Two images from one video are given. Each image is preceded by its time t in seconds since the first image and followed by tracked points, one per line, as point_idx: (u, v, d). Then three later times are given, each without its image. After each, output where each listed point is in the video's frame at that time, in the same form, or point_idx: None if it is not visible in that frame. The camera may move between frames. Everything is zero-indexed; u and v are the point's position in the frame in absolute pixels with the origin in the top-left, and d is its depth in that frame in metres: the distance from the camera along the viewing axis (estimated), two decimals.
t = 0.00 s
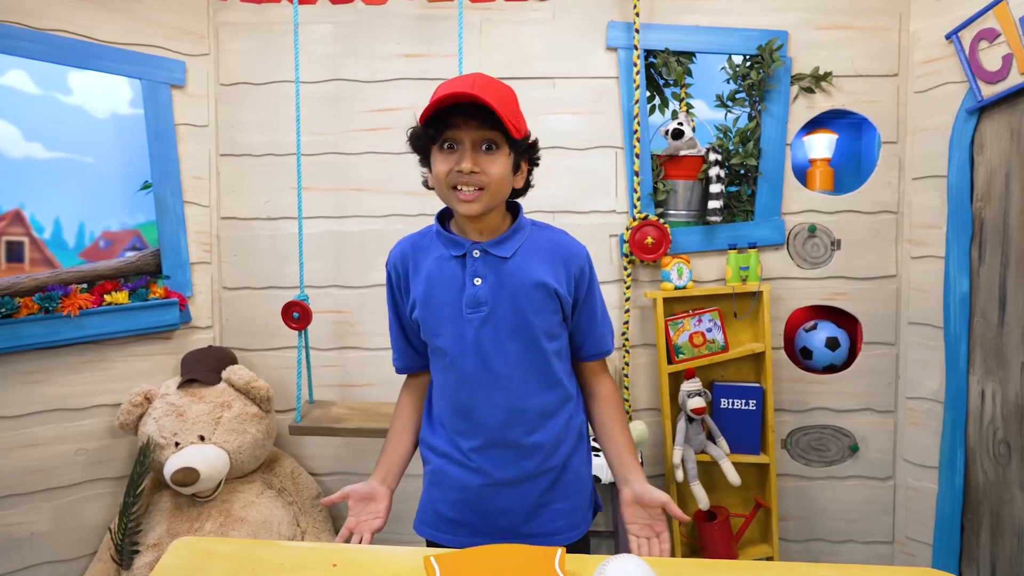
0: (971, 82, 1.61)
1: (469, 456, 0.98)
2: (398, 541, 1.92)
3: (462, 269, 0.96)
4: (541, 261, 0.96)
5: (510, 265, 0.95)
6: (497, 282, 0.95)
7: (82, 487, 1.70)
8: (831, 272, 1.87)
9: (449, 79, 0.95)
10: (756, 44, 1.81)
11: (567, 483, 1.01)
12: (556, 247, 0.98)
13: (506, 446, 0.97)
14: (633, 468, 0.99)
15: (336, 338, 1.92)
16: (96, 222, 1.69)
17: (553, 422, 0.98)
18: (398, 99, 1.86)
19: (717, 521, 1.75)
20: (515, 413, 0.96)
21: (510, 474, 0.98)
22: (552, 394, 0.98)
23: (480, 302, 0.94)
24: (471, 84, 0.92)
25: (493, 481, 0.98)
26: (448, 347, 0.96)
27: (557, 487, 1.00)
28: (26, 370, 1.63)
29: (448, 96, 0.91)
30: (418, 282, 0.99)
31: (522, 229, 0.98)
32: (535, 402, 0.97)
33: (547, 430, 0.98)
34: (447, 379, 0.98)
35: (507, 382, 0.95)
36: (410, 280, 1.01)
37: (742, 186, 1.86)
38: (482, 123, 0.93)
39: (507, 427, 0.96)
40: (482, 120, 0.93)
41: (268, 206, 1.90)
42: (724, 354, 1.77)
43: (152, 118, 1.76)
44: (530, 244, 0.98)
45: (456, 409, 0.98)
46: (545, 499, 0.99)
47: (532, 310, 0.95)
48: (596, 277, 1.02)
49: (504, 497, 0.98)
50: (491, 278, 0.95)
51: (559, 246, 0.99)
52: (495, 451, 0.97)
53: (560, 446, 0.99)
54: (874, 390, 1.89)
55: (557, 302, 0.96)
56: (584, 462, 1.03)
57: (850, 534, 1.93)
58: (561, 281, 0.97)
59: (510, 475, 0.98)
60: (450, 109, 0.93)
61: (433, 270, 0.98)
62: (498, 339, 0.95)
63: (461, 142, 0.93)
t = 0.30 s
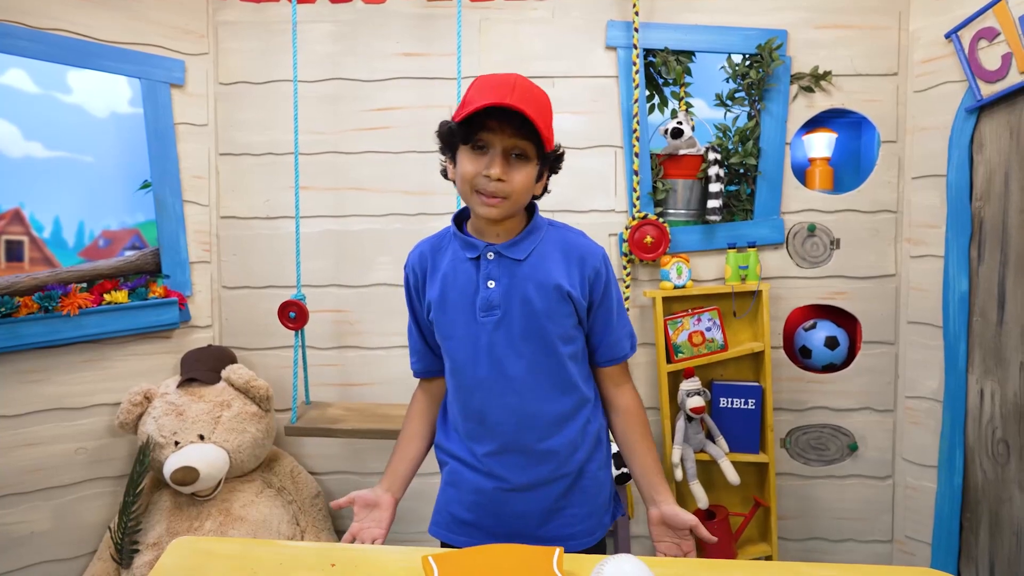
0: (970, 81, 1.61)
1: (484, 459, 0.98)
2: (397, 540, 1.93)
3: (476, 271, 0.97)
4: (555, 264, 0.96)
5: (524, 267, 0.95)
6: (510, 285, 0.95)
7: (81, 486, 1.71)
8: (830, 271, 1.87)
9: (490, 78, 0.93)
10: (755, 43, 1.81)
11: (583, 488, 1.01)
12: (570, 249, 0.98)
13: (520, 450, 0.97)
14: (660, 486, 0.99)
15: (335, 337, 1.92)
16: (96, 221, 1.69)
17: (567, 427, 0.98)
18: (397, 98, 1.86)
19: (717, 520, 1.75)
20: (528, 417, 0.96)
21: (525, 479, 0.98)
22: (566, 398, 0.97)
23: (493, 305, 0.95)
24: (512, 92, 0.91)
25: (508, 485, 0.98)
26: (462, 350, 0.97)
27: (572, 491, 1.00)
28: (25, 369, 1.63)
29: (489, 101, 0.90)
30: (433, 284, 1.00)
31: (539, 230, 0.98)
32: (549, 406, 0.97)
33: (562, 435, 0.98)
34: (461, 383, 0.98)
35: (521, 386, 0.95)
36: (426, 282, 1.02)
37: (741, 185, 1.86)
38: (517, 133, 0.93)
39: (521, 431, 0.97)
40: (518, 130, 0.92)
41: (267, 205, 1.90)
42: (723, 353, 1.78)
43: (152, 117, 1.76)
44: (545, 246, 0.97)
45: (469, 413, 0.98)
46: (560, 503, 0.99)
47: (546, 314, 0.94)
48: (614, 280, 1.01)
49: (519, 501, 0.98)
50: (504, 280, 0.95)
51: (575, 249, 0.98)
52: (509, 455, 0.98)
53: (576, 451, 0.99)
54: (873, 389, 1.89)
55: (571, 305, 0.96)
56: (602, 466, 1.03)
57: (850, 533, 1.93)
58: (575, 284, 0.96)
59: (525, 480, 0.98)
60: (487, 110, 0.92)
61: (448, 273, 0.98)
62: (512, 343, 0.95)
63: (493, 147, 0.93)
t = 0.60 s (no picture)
0: (970, 80, 1.60)
1: (494, 459, 0.98)
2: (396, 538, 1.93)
3: (492, 269, 0.97)
4: (573, 265, 0.96)
5: (541, 267, 0.95)
6: (527, 284, 0.95)
7: (82, 485, 1.71)
8: (830, 270, 1.87)
9: (509, 73, 0.94)
10: (755, 42, 1.81)
11: (593, 490, 1.01)
12: (587, 249, 0.98)
13: (533, 451, 0.97)
14: (662, 492, 0.99)
15: (335, 336, 1.92)
16: (96, 219, 1.69)
17: (580, 428, 0.98)
18: (397, 96, 1.86)
19: (716, 519, 1.75)
20: (542, 418, 0.96)
21: (536, 480, 0.98)
22: (581, 400, 0.97)
23: (509, 304, 0.95)
24: (533, 84, 0.92)
25: (518, 485, 0.98)
26: (477, 348, 0.97)
27: (582, 493, 1.00)
28: (25, 367, 1.63)
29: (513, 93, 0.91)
30: (449, 281, 0.99)
31: (557, 229, 0.98)
32: (564, 407, 0.97)
33: (575, 435, 0.98)
34: (475, 382, 0.98)
35: (536, 386, 0.95)
36: (440, 279, 1.02)
37: (741, 183, 1.86)
38: (539, 125, 0.93)
39: (535, 431, 0.96)
40: (540, 122, 0.93)
41: (267, 204, 1.90)
42: (723, 351, 1.78)
43: (151, 116, 1.76)
44: (563, 246, 0.97)
45: (482, 412, 0.98)
46: (570, 505, 0.99)
47: (562, 314, 0.94)
48: (630, 282, 1.01)
49: (529, 502, 0.98)
50: (521, 279, 0.95)
51: (592, 250, 0.98)
52: (521, 455, 0.97)
53: (588, 452, 0.99)
54: (872, 387, 1.90)
55: (587, 306, 0.96)
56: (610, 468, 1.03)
57: (849, 531, 1.93)
58: (591, 285, 0.96)
59: (536, 480, 0.98)
60: (508, 105, 0.92)
61: (464, 271, 0.98)
62: (527, 342, 0.95)
63: (516, 141, 0.93)
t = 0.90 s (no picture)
0: (970, 78, 1.60)
1: (495, 458, 0.98)
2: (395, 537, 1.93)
3: (498, 265, 0.97)
4: (578, 264, 0.96)
5: (546, 265, 0.96)
6: (532, 281, 0.95)
7: (81, 483, 1.71)
8: (829, 268, 1.87)
9: (514, 70, 0.93)
10: (754, 40, 1.81)
11: (594, 490, 1.01)
12: (593, 248, 0.98)
13: (534, 450, 0.97)
14: (656, 503, 0.99)
15: (334, 334, 1.92)
16: (95, 218, 1.68)
17: (582, 429, 0.98)
18: (396, 94, 1.86)
19: (715, 517, 1.75)
20: (544, 417, 0.96)
21: (537, 480, 0.98)
22: (584, 399, 0.97)
23: (514, 301, 0.95)
24: (538, 80, 0.92)
25: (519, 485, 0.97)
26: (481, 343, 0.96)
27: (582, 493, 1.00)
28: (25, 366, 1.63)
29: (519, 90, 0.91)
30: (453, 277, 0.99)
31: (563, 228, 0.98)
32: (566, 406, 0.96)
33: (577, 436, 0.98)
34: (478, 380, 0.97)
35: (539, 385, 0.95)
36: (445, 274, 1.02)
37: (741, 182, 1.86)
38: (545, 122, 0.93)
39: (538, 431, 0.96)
40: (545, 119, 0.93)
41: (266, 202, 1.90)
42: (722, 350, 1.78)
43: (150, 114, 1.76)
44: (568, 245, 0.97)
45: (484, 411, 0.98)
46: (570, 505, 0.99)
47: (567, 314, 0.94)
48: (635, 282, 1.01)
49: (529, 501, 0.98)
50: (527, 276, 0.95)
51: (597, 248, 0.98)
52: (522, 454, 0.97)
53: (590, 452, 0.99)
54: (872, 386, 1.89)
55: (592, 306, 0.96)
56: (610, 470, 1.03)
57: (848, 530, 1.93)
58: (596, 283, 0.96)
59: (537, 480, 0.98)
60: (516, 102, 0.92)
61: (469, 266, 0.98)
62: (531, 340, 0.95)
63: (523, 137, 0.93)
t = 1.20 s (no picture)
0: (970, 77, 1.60)
1: (491, 459, 0.97)
2: (394, 536, 1.93)
3: (502, 260, 0.97)
4: (581, 261, 0.96)
5: (548, 262, 0.95)
6: (535, 277, 0.95)
7: (80, 483, 1.71)
8: (829, 268, 1.87)
9: (515, 75, 0.93)
10: (753, 39, 1.81)
11: (590, 491, 1.01)
12: (596, 246, 0.98)
13: (533, 450, 0.97)
14: (658, 504, 0.99)
15: (333, 334, 1.92)
16: (94, 217, 1.68)
17: (581, 429, 0.98)
18: (395, 93, 1.86)
19: (715, 517, 1.75)
20: (544, 416, 0.96)
21: (535, 480, 0.97)
22: (584, 398, 0.97)
23: (516, 295, 0.94)
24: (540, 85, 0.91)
25: (517, 485, 0.97)
26: (482, 339, 0.96)
27: (578, 494, 1.00)
28: (24, 366, 1.63)
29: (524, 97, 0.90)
30: (455, 272, 0.99)
31: (566, 225, 0.98)
32: (566, 404, 0.96)
33: (575, 436, 0.97)
34: (479, 377, 0.97)
35: (540, 382, 0.95)
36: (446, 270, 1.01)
37: (740, 181, 1.85)
38: (548, 126, 0.93)
39: (536, 431, 0.96)
40: (549, 123, 0.93)
41: (265, 201, 1.90)
42: (721, 349, 1.78)
43: (149, 114, 1.76)
44: (571, 243, 0.97)
45: (484, 409, 0.97)
46: (566, 507, 1.00)
47: (570, 311, 0.94)
48: (637, 282, 1.01)
49: (525, 502, 0.98)
50: (530, 271, 0.95)
51: (600, 247, 0.98)
52: (520, 453, 0.97)
53: (588, 453, 0.99)
54: (872, 385, 1.89)
55: (595, 304, 0.96)
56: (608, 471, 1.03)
57: (848, 529, 1.93)
58: (599, 281, 0.96)
59: (535, 480, 0.97)
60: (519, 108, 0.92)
61: (471, 261, 0.98)
62: (532, 337, 0.95)
63: (527, 143, 0.92)
